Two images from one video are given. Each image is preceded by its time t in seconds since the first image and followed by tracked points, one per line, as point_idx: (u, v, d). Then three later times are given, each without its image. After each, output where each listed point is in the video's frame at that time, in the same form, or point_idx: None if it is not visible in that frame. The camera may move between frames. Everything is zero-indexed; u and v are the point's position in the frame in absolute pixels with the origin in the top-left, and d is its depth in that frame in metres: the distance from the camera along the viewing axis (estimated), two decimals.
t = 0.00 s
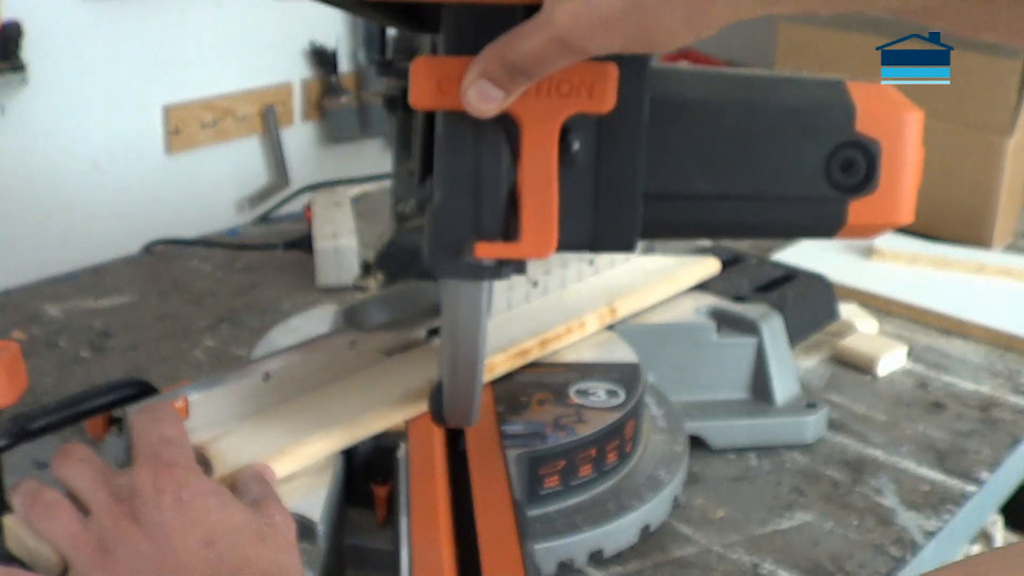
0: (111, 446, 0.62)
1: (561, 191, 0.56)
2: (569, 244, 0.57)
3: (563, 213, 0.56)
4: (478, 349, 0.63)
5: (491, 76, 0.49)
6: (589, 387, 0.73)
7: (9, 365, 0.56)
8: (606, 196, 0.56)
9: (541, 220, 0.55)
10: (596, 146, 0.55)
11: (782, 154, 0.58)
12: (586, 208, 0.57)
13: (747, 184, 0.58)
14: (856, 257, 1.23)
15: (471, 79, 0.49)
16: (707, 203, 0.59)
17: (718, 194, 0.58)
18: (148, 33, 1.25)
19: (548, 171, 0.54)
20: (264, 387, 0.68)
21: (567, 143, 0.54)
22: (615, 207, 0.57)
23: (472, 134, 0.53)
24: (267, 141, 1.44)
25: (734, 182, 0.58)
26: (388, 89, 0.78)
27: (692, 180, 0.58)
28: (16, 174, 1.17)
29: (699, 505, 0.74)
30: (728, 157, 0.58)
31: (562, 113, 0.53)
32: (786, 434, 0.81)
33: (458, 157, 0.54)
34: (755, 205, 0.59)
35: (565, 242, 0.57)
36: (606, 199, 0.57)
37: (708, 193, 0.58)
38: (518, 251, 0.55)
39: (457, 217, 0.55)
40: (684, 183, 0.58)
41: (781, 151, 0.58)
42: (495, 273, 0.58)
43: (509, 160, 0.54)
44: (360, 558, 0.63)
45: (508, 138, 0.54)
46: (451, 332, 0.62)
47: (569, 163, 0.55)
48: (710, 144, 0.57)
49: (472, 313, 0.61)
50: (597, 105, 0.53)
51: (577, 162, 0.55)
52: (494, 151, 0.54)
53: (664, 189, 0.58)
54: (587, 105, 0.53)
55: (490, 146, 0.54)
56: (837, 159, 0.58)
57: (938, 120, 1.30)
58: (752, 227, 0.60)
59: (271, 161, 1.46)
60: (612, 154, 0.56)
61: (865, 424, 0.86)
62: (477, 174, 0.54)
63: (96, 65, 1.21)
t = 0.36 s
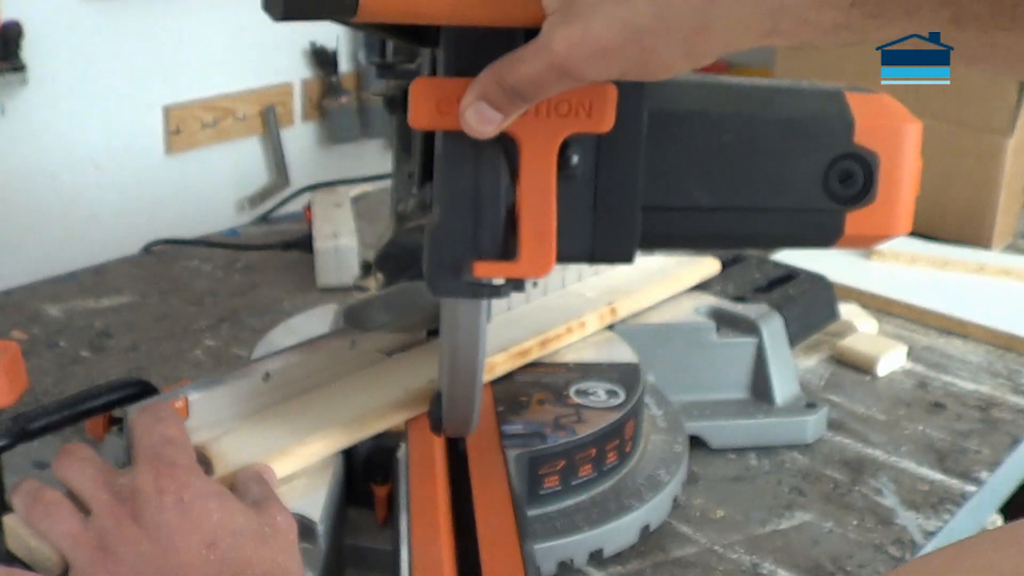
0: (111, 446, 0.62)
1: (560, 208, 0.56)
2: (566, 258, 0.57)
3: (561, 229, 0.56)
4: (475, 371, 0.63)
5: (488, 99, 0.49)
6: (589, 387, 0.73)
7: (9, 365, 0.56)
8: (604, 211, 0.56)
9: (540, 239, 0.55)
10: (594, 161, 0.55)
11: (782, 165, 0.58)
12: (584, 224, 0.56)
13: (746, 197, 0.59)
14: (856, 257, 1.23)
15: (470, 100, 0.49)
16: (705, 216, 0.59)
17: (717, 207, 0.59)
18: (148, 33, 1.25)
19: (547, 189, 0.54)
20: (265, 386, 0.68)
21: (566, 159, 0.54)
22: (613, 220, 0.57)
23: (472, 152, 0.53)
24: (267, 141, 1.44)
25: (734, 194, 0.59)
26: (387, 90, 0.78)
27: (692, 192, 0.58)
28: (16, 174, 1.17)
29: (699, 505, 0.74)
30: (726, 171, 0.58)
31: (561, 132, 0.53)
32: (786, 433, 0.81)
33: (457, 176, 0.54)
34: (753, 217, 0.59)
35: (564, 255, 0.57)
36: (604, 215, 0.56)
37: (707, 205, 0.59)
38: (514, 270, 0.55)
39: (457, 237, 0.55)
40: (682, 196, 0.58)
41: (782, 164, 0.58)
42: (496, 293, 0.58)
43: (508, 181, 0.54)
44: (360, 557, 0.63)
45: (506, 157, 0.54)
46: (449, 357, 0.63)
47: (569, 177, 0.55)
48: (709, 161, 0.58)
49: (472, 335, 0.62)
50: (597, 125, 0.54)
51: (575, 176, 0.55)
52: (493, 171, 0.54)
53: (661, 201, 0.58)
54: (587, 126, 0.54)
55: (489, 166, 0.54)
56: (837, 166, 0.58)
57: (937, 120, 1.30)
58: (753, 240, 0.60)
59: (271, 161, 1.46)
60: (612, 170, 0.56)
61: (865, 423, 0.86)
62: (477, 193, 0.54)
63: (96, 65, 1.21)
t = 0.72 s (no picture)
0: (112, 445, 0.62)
1: (555, 238, 0.59)
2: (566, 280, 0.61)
3: (560, 254, 0.60)
4: (470, 406, 0.63)
5: (487, 145, 0.52)
6: (589, 386, 0.73)
7: (9, 365, 0.56)
8: (600, 239, 0.60)
9: (537, 276, 0.58)
10: (591, 192, 0.59)
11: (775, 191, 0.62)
12: (581, 250, 0.60)
13: (739, 221, 0.62)
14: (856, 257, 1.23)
15: (469, 145, 0.52)
16: (701, 238, 0.62)
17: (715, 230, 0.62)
18: (149, 34, 1.26)
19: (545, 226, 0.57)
20: (265, 386, 0.68)
21: (565, 187, 0.58)
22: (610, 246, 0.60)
23: (471, 195, 0.56)
24: (267, 141, 1.44)
25: (728, 219, 0.62)
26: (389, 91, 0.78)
27: (689, 217, 0.62)
28: (17, 174, 1.17)
29: (698, 505, 0.74)
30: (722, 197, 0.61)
31: (558, 173, 0.56)
32: (786, 433, 0.81)
33: (456, 216, 0.56)
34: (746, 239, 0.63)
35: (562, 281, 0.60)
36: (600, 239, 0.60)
37: (702, 229, 0.62)
38: (513, 310, 0.58)
39: (455, 275, 0.58)
40: (679, 221, 0.62)
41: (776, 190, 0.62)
42: (493, 330, 0.60)
43: (505, 221, 0.57)
44: (360, 557, 0.63)
45: (504, 197, 0.56)
46: (446, 396, 0.63)
47: (566, 206, 0.58)
48: (705, 188, 0.61)
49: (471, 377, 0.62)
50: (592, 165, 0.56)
51: (572, 206, 0.58)
52: (492, 211, 0.56)
53: (659, 225, 0.62)
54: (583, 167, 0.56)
55: (488, 205, 0.56)
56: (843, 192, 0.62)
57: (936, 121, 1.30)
58: (744, 260, 0.64)
59: (272, 161, 1.46)
60: (608, 201, 0.59)
61: (864, 423, 0.87)
62: (477, 232, 0.57)
63: (97, 65, 1.21)
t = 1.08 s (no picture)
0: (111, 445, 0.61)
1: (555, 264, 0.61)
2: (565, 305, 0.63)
3: (558, 279, 0.62)
4: (471, 424, 0.62)
5: (481, 193, 0.53)
6: (590, 386, 0.73)
7: (9, 365, 0.56)
8: (598, 266, 0.62)
9: (534, 313, 0.59)
10: (588, 222, 0.61)
11: (771, 216, 0.64)
12: (579, 273, 0.62)
13: (737, 245, 0.65)
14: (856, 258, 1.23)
15: (464, 193, 0.54)
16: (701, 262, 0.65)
17: (712, 254, 0.65)
18: (149, 34, 1.26)
19: (542, 262, 0.58)
20: (266, 386, 0.68)
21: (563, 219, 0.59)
22: (609, 270, 0.62)
23: (470, 235, 0.57)
24: (267, 141, 1.44)
25: (724, 244, 0.65)
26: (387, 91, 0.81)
27: (687, 242, 0.64)
28: (17, 174, 1.17)
29: (699, 505, 0.74)
30: (718, 223, 0.64)
31: (557, 216, 0.57)
32: (786, 433, 0.81)
33: (455, 253, 0.57)
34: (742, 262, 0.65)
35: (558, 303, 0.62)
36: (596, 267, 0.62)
37: (701, 254, 0.65)
38: (510, 345, 0.59)
39: (455, 311, 0.59)
40: (676, 246, 0.64)
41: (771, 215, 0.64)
42: (491, 364, 0.61)
43: (503, 260, 0.58)
44: (360, 557, 0.63)
45: (502, 235, 0.58)
46: (447, 412, 0.63)
47: (564, 233, 0.60)
48: (702, 214, 0.64)
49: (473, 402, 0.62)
50: (590, 208, 0.58)
51: (570, 233, 0.60)
52: (489, 250, 0.57)
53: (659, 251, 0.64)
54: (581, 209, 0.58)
55: (485, 245, 0.57)
56: (837, 219, 0.64)
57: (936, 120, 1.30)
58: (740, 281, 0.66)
59: (272, 160, 1.46)
60: (605, 231, 0.61)
61: (864, 423, 0.87)
62: (474, 271, 0.58)
63: (97, 65, 1.21)
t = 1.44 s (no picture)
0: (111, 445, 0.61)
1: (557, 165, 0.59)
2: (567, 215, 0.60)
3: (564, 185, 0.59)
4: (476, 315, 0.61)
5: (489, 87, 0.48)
6: (589, 386, 0.73)
7: (9, 366, 0.56)
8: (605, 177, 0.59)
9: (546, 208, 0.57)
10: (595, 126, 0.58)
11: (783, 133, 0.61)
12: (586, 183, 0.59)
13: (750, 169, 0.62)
14: (856, 257, 1.23)
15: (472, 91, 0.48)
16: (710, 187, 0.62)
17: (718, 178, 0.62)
18: (149, 34, 1.26)
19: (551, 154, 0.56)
20: (265, 387, 0.68)
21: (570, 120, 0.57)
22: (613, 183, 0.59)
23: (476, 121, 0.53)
24: (267, 141, 1.44)
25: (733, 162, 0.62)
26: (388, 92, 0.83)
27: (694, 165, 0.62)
28: (17, 174, 1.17)
29: (699, 504, 0.74)
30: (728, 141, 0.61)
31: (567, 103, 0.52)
32: (786, 433, 0.81)
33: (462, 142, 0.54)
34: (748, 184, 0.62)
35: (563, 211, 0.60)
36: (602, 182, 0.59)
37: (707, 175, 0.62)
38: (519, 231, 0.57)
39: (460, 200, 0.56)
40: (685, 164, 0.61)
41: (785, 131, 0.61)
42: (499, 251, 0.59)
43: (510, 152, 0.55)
44: (360, 557, 0.63)
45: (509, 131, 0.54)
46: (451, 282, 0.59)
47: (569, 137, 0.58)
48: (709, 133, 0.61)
49: (475, 251, 0.56)
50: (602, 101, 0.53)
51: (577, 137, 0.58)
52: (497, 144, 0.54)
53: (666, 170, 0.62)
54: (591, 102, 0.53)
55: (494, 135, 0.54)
56: (844, 110, 0.49)
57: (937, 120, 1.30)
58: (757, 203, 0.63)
59: (272, 160, 1.46)
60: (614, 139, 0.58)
61: (864, 423, 0.86)
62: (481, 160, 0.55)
63: (96, 65, 1.21)
